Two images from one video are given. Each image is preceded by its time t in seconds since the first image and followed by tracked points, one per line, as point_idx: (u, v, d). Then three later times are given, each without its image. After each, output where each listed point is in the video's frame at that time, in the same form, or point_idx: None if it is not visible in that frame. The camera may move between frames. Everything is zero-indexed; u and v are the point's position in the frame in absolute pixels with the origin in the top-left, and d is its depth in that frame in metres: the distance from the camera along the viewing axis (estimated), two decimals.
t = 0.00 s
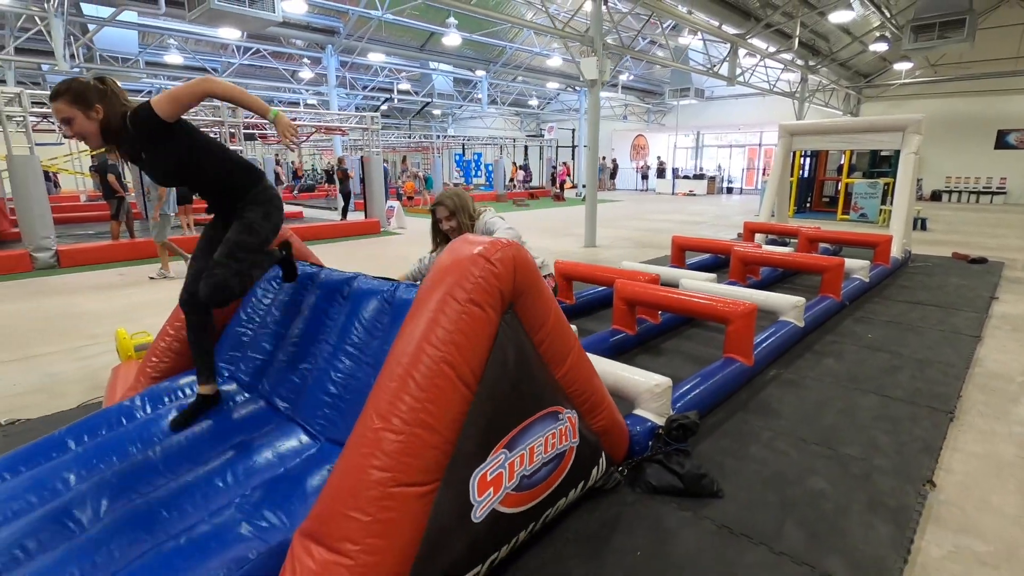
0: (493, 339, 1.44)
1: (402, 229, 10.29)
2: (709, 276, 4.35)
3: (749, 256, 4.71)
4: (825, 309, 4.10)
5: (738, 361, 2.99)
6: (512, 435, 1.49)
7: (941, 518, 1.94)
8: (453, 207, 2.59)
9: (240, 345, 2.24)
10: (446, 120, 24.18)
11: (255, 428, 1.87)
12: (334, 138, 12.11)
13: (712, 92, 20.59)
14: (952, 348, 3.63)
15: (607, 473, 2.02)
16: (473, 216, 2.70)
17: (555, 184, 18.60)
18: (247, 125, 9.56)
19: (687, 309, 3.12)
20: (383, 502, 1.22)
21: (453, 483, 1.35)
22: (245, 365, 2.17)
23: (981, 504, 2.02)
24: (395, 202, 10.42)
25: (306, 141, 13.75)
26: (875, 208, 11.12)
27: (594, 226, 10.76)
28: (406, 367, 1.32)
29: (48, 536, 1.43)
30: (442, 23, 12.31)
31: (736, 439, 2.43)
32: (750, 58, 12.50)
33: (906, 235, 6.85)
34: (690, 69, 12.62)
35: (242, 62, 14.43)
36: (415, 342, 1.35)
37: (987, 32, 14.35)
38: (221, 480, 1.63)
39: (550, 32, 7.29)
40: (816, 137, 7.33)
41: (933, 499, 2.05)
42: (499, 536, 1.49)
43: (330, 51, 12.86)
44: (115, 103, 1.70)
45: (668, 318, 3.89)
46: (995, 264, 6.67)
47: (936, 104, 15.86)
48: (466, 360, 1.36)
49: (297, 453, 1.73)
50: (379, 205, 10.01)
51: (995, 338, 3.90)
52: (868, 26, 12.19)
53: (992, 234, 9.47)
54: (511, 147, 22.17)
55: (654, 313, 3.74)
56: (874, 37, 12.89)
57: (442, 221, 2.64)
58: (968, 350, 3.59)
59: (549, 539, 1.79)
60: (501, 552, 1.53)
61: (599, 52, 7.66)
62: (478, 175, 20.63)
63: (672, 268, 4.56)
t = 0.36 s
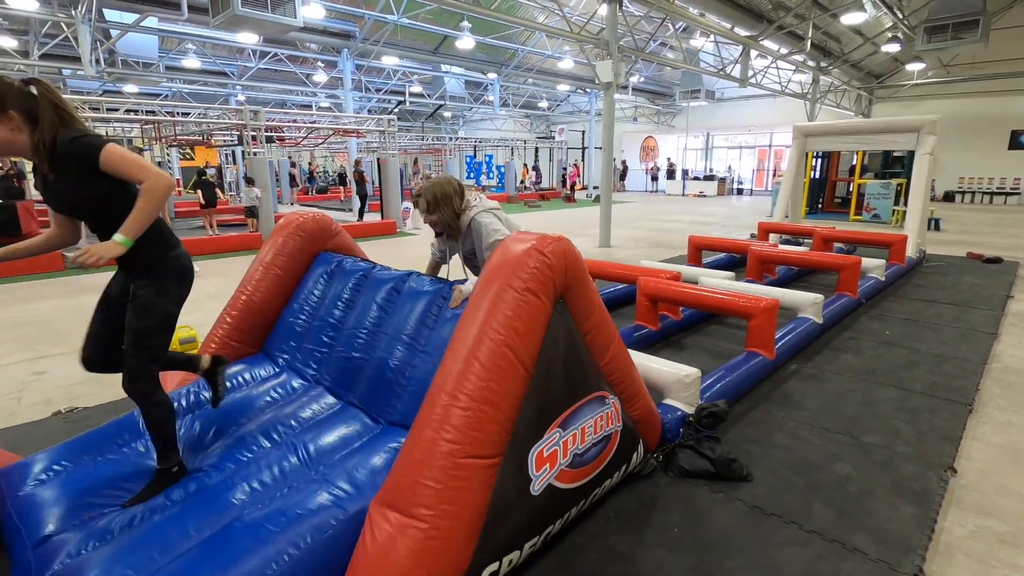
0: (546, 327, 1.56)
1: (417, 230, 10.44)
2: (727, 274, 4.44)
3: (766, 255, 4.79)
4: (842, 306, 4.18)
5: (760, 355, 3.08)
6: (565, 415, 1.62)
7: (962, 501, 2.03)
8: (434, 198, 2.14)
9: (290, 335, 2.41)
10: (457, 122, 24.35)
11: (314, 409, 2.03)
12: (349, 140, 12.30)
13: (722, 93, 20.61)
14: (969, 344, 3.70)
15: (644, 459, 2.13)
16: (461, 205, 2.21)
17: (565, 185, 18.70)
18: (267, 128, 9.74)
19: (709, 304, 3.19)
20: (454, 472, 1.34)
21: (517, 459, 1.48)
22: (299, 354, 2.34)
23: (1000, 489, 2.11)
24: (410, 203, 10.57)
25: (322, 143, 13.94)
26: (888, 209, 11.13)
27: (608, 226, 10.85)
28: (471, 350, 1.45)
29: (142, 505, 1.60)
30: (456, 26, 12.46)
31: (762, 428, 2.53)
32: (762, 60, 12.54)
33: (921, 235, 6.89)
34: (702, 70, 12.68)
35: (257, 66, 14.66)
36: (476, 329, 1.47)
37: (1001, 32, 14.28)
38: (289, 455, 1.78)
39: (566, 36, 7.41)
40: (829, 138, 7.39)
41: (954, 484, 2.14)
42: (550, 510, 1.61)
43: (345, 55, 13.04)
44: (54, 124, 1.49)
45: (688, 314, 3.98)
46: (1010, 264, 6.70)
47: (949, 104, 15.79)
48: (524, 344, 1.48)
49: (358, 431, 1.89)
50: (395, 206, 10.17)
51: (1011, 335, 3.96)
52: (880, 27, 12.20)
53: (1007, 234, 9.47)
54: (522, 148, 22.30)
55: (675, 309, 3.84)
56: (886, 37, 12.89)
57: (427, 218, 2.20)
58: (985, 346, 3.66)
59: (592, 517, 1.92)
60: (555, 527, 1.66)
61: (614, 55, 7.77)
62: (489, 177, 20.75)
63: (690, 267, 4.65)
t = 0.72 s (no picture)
0: (585, 322, 1.63)
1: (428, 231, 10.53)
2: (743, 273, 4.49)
3: (781, 254, 4.82)
4: (858, 304, 4.22)
5: (779, 349, 3.12)
6: (603, 407, 1.69)
7: (983, 490, 2.08)
8: (432, 156, 1.97)
9: (328, 326, 2.55)
10: (464, 124, 24.46)
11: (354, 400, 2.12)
12: (360, 143, 12.43)
13: (729, 95, 20.64)
14: (985, 341, 3.74)
15: (671, 449, 2.20)
16: (464, 168, 2.05)
17: (573, 187, 18.75)
18: (281, 131, 9.86)
19: (728, 301, 3.22)
20: (501, 460, 1.41)
21: (560, 448, 1.55)
22: (337, 347, 2.44)
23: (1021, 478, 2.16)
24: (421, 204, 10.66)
25: (333, 145, 14.05)
26: (898, 209, 11.12)
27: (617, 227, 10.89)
28: (515, 343, 1.52)
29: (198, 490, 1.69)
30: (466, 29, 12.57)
31: (784, 421, 2.59)
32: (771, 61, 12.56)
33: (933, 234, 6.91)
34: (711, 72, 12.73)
35: (269, 69, 14.81)
36: (518, 322, 1.54)
37: (1011, 33, 14.23)
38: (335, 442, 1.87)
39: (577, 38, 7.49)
40: (841, 138, 7.42)
41: (975, 473, 2.19)
42: (589, 494, 1.68)
43: (356, 58, 13.18)
44: None
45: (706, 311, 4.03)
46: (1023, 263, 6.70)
47: (959, 105, 15.74)
48: (565, 338, 1.55)
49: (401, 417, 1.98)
50: (406, 207, 10.26)
51: None
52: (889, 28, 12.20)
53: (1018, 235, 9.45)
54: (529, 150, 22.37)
55: (693, 307, 3.89)
56: (896, 38, 12.88)
57: (421, 176, 2.04)
58: (1001, 343, 3.70)
59: (624, 503, 1.98)
60: (593, 512, 1.73)
61: (625, 57, 7.84)
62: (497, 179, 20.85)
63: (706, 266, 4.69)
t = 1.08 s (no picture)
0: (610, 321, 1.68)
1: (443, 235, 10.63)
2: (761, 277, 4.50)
3: (799, 258, 4.82)
4: (877, 309, 4.22)
5: (798, 352, 3.15)
6: (631, 402, 1.75)
7: (1008, 493, 2.10)
8: (434, 166, 2.06)
9: (357, 327, 2.62)
10: (478, 129, 24.60)
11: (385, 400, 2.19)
12: (376, 148, 12.58)
13: (744, 98, 20.55)
14: (1008, 345, 3.72)
15: (694, 448, 2.25)
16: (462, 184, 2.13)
17: (587, 191, 18.75)
18: (300, 137, 10.03)
19: (749, 304, 3.24)
20: (535, 454, 1.46)
21: (590, 441, 1.61)
22: (367, 349, 2.51)
23: None
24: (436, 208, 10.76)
25: (350, 150, 14.21)
26: (916, 213, 11.00)
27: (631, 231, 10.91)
28: (544, 340, 1.57)
29: (242, 485, 1.77)
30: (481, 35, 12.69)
31: (806, 423, 2.61)
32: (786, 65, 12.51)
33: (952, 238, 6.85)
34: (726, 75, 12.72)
35: (287, 76, 15.05)
36: (547, 321, 1.59)
37: None
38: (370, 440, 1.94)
39: (593, 44, 7.55)
40: (860, 142, 7.39)
41: (999, 476, 2.20)
42: (618, 490, 1.73)
43: (373, 65, 13.35)
44: None
45: (725, 314, 4.06)
46: None
47: (979, 108, 15.52)
48: (593, 336, 1.60)
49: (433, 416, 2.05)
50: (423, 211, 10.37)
51: None
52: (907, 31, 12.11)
53: None
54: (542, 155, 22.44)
55: (711, 311, 3.92)
56: (914, 40, 12.76)
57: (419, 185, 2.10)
58: None
59: (648, 500, 2.03)
60: (621, 505, 1.79)
61: (641, 62, 7.88)
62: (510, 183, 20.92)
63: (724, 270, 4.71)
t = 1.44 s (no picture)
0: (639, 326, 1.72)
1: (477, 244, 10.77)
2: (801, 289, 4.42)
3: (841, 271, 4.71)
4: (923, 323, 4.09)
5: (837, 366, 3.09)
6: (660, 405, 1.78)
7: None
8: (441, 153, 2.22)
9: (396, 334, 2.71)
10: (513, 139, 24.81)
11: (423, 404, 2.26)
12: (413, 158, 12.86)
13: (783, 106, 20.14)
14: None
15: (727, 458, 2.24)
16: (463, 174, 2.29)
17: (621, 200, 18.66)
18: (341, 148, 10.34)
19: (786, 317, 3.19)
20: (566, 453, 1.50)
21: (620, 443, 1.64)
22: (406, 355, 2.59)
23: None
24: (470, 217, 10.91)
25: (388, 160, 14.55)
26: (968, 224, 10.54)
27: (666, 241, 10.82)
28: (575, 343, 1.62)
29: (289, 480, 1.86)
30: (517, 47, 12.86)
31: (845, 438, 2.57)
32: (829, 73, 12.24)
33: (1006, 250, 6.56)
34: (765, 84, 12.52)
35: (329, 89, 15.55)
36: (578, 326, 1.64)
37: None
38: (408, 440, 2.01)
39: (629, 55, 7.57)
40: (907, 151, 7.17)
41: None
42: (649, 494, 1.75)
43: (411, 77, 13.67)
44: None
45: (763, 327, 4.01)
46: None
47: None
48: (622, 341, 1.64)
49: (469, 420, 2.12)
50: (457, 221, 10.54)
51: None
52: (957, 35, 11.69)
53: None
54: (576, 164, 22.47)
55: (747, 322, 3.88)
56: (966, 45, 12.29)
57: (428, 172, 2.25)
58: None
59: (682, 509, 2.04)
60: (653, 509, 1.81)
61: (678, 72, 7.85)
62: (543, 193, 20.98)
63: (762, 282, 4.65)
